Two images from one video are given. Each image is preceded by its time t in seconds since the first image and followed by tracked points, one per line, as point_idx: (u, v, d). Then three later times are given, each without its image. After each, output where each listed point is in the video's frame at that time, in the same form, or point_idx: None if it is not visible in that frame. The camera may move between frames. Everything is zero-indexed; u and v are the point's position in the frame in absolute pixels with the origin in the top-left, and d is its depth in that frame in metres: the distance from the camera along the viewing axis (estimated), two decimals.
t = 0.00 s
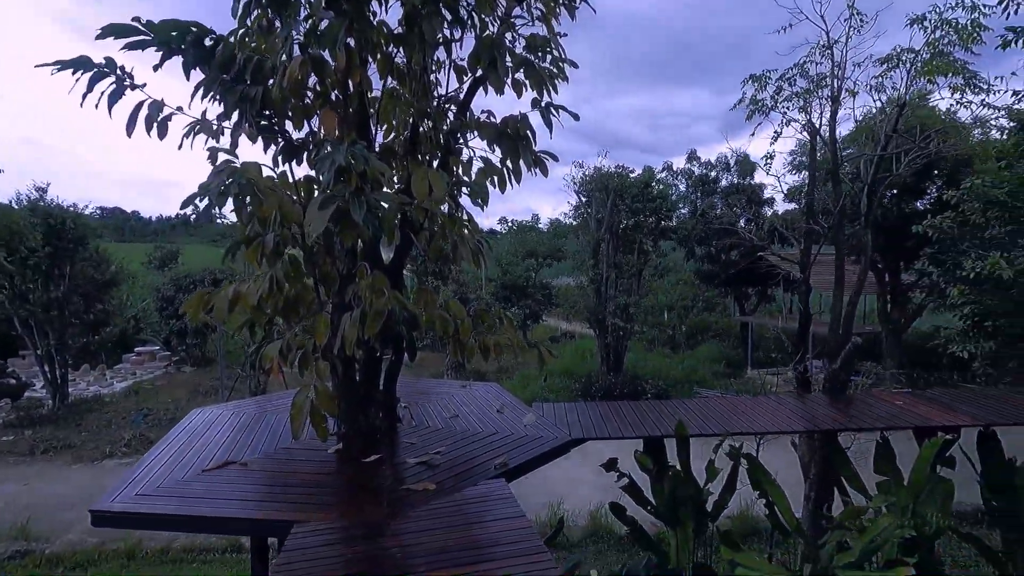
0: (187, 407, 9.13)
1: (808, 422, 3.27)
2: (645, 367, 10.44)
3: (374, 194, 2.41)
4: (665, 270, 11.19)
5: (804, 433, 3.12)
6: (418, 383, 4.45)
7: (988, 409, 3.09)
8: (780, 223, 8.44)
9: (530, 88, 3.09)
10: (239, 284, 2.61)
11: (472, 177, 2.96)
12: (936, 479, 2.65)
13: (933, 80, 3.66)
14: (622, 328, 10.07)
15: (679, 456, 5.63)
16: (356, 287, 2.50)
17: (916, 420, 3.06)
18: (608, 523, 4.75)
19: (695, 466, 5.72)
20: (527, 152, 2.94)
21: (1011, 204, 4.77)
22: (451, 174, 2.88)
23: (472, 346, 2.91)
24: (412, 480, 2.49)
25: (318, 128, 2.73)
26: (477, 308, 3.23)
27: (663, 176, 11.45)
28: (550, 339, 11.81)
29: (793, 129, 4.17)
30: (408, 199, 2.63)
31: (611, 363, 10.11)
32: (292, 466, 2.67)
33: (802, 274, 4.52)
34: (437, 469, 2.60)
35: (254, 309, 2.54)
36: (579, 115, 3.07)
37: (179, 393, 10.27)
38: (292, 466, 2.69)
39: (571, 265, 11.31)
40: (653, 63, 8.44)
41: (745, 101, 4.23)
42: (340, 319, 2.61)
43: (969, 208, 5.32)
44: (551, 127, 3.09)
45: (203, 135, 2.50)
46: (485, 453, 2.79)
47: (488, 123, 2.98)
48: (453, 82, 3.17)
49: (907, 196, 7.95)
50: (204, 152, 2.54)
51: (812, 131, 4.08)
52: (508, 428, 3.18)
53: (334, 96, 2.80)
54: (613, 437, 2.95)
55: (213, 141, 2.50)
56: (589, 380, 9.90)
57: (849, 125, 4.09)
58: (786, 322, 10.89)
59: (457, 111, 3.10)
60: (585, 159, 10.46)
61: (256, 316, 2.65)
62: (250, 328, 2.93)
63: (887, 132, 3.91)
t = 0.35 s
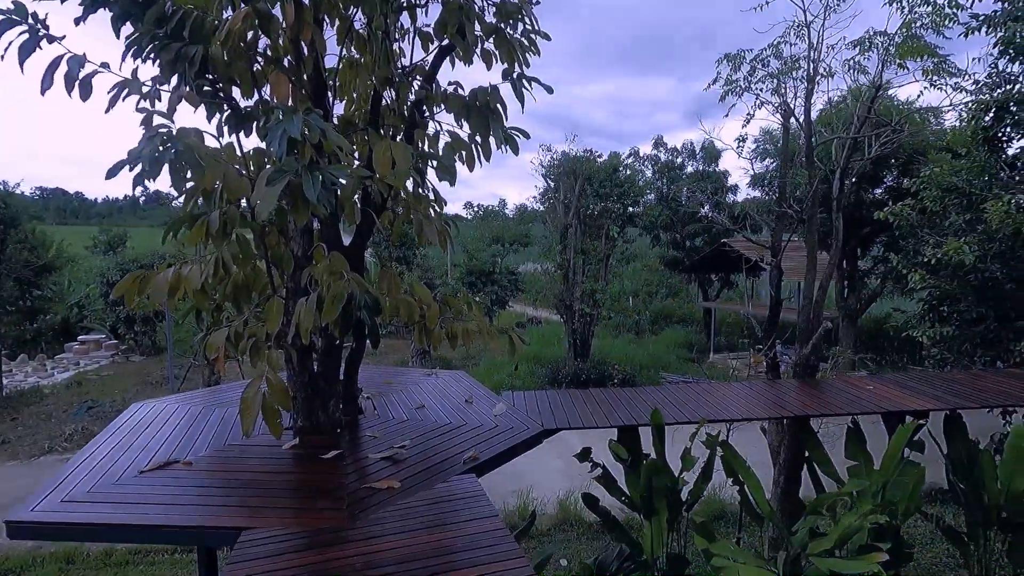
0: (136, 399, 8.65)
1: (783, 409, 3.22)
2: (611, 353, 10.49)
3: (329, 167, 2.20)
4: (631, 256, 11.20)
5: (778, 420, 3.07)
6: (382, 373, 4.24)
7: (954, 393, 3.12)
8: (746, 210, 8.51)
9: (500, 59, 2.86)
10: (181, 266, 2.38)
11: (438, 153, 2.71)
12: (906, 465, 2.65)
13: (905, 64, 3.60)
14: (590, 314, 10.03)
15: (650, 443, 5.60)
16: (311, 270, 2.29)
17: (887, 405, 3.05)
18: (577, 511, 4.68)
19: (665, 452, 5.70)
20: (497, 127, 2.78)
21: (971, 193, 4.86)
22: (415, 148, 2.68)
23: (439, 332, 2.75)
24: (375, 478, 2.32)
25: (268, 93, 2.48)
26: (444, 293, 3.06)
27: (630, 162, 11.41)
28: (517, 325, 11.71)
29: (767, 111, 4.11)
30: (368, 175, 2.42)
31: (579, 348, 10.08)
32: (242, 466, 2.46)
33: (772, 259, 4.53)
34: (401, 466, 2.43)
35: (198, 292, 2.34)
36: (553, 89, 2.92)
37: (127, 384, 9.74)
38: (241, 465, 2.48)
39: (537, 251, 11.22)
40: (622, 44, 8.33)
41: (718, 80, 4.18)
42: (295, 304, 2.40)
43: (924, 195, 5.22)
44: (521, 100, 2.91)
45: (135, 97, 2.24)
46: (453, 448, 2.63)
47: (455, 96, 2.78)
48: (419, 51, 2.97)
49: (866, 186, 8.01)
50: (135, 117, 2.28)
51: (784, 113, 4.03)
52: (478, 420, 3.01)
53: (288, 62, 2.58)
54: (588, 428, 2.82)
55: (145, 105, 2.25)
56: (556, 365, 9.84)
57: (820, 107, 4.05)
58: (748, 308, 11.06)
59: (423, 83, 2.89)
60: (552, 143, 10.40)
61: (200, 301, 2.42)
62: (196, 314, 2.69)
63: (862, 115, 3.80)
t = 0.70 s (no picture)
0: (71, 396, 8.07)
1: (754, 398, 3.16)
2: (574, 341, 10.50)
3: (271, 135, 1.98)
4: (594, 244, 11.16)
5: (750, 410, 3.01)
6: (341, 365, 4.02)
7: (915, 379, 3.16)
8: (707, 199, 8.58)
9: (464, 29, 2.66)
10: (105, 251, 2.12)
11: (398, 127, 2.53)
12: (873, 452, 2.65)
13: (872, 50, 3.64)
14: (554, 302, 9.97)
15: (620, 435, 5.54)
16: (255, 254, 2.06)
17: (852, 392, 3.06)
18: (544, 503, 4.59)
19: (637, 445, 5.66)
20: (461, 103, 2.59)
21: (925, 183, 4.97)
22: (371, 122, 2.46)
23: (400, 321, 2.57)
24: (331, 482, 2.13)
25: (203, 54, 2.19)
26: (405, 280, 2.87)
27: (593, 149, 11.35)
28: (480, 314, 11.52)
29: (734, 96, 4.08)
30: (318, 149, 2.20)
31: (542, 337, 10.00)
32: (180, 472, 2.23)
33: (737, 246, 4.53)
34: (359, 467, 2.26)
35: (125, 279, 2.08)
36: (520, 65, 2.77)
37: (62, 380, 9.09)
38: (179, 471, 2.24)
39: (500, 239, 11.06)
40: (586, 27, 8.22)
41: (687, 61, 4.09)
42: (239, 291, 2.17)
43: (879, 182, 5.25)
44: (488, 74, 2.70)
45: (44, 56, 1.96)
46: (415, 447, 2.44)
47: (415, 69, 2.58)
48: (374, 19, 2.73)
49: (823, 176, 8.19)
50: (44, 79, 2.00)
51: (753, 97, 3.99)
52: (442, 417, 2.82)
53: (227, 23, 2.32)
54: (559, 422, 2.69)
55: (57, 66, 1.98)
56: (519, 354, 9.73)
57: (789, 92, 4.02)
58: (708, 296, 11.22)
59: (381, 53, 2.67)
60: (515, 128, 10.25)
61: (128, 289, 2.16)
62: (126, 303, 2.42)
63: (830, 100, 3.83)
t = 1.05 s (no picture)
0: None
1: (717, 390, 3.10)
2: (529, 332, 10.40)
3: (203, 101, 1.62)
4: (549, 234, 11.07)
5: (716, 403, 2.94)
6: (285, 364, 3.73)
7: (874, 368, 3.17)
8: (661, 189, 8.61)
9: None
10: None
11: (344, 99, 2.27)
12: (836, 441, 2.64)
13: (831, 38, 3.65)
14: (509, 292, 9.82)
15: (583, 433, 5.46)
16: (176, 240, 1.78)
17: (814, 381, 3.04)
18: (503, 500, 4.45)
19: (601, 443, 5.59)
20: (414, 76, 2.31)
21: (871, 174, 5.10)
22: (313, 90, 2.19)
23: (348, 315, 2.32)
24: (270, 496, 1.90)
25: None
26: (353, 269, 2.63)
27: (548, 138, 11.22)
28: (433, 305, 11.25)
29: (695, 81, 4.08)
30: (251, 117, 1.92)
31: (497, 328, 9.86)
32: (90, 492, 1.94)
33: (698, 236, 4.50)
34: (303, 478, 2.03)
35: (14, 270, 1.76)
36: (480, 36, 2.46)
37: None
38: (87, 492, 1.95)
39: (453, 229, 10.79)
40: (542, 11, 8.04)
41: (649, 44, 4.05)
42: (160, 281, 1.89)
43: (828, 174, 5.43)
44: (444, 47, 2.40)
45: None
46: (366, 453, 2.24)
47: (360, 38, 2.32)
48: None
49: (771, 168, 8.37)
50: None
51: (714, 83, 4.01)
52: (395, 418, 2.62)
53: None
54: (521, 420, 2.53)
55: None
56: (474, 346, 9.55)
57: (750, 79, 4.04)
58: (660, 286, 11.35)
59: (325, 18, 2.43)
60: (470, 115, 10.03)
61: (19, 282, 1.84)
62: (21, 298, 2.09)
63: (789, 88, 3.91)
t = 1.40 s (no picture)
0: None
1: (679, 386, 3.03)
2: (482, 329, 10.24)
3: (92, 42, 1.34)
4: (500, 228, 10.92)
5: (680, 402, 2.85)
6: (222, 367, 3.41)
7: (826, 360, 3.20)
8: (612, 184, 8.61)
9: None
10: None
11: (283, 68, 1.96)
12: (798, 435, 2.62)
13: (786, 30, 3.67)
14: (460, 288, 9.60)
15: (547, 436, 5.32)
16: (77, 228, 1.51)
17: (772, 376, 3.02)
18: (457, 504, 4.27)
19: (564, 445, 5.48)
20: (358, 49, 2.07)
21: (814, 171, 5.21)
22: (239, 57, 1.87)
23: (283, 312, 2.06)
24: (197, 525, 1.66)
25: None
26: (292, 265, 2.37)
27: (498, 131, 11.06)
28: (380, 302, 10.86)
29: (652, 71, 4.10)
30: (164, 83, 1.65)
31: (448, 325, 9.62)
32: None
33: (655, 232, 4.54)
34: (235, 501, 1.80)
35: None
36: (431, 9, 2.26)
37: None
38: None
39: (401, 223, 10.45)
40: None
41: (605, 32, 4.07)
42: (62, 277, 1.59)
43: (774, 171, 5.60)
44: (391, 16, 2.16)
45: None
46: (308, 470, 2.01)
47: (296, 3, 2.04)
48: None
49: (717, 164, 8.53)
50: None
51: (670, 74, 4.03)
52: (341, 428, 2.39)
53: None
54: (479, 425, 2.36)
55: None
56: (423, 344, 9.28)
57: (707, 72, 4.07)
58: (610, 280, 11.43)
59: None
60: (417, 106, 9.74)
61: None
62: None
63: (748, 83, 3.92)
